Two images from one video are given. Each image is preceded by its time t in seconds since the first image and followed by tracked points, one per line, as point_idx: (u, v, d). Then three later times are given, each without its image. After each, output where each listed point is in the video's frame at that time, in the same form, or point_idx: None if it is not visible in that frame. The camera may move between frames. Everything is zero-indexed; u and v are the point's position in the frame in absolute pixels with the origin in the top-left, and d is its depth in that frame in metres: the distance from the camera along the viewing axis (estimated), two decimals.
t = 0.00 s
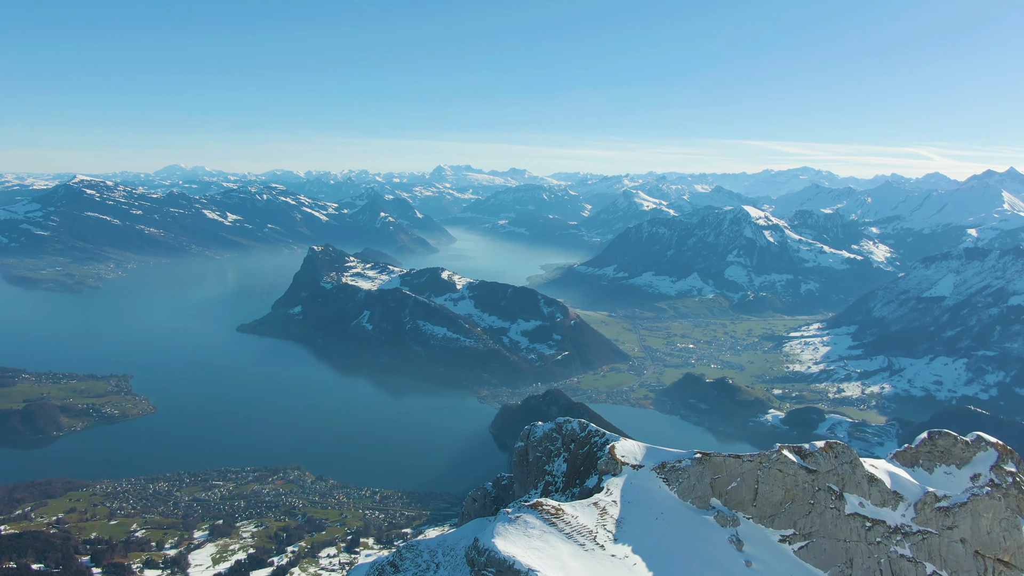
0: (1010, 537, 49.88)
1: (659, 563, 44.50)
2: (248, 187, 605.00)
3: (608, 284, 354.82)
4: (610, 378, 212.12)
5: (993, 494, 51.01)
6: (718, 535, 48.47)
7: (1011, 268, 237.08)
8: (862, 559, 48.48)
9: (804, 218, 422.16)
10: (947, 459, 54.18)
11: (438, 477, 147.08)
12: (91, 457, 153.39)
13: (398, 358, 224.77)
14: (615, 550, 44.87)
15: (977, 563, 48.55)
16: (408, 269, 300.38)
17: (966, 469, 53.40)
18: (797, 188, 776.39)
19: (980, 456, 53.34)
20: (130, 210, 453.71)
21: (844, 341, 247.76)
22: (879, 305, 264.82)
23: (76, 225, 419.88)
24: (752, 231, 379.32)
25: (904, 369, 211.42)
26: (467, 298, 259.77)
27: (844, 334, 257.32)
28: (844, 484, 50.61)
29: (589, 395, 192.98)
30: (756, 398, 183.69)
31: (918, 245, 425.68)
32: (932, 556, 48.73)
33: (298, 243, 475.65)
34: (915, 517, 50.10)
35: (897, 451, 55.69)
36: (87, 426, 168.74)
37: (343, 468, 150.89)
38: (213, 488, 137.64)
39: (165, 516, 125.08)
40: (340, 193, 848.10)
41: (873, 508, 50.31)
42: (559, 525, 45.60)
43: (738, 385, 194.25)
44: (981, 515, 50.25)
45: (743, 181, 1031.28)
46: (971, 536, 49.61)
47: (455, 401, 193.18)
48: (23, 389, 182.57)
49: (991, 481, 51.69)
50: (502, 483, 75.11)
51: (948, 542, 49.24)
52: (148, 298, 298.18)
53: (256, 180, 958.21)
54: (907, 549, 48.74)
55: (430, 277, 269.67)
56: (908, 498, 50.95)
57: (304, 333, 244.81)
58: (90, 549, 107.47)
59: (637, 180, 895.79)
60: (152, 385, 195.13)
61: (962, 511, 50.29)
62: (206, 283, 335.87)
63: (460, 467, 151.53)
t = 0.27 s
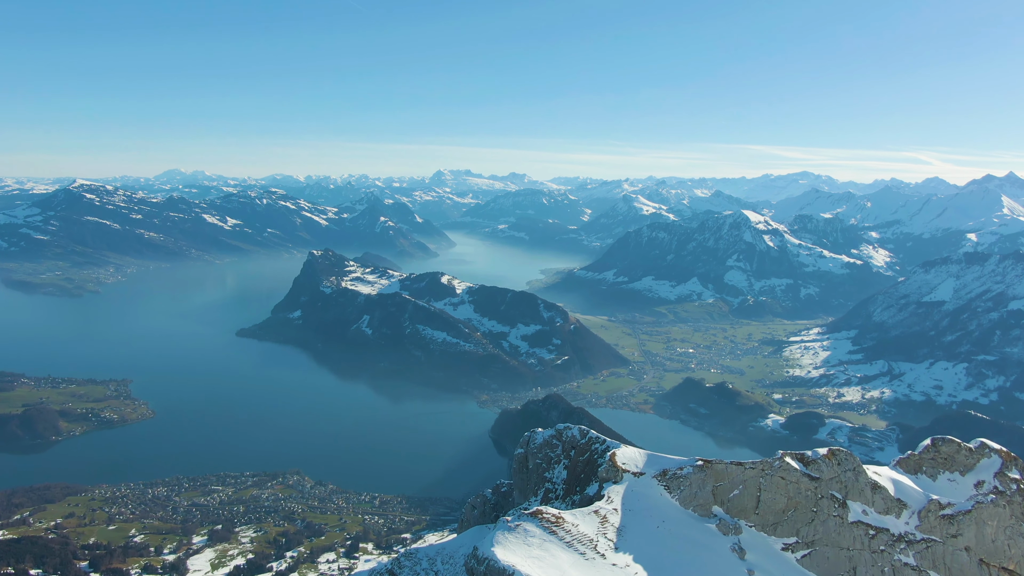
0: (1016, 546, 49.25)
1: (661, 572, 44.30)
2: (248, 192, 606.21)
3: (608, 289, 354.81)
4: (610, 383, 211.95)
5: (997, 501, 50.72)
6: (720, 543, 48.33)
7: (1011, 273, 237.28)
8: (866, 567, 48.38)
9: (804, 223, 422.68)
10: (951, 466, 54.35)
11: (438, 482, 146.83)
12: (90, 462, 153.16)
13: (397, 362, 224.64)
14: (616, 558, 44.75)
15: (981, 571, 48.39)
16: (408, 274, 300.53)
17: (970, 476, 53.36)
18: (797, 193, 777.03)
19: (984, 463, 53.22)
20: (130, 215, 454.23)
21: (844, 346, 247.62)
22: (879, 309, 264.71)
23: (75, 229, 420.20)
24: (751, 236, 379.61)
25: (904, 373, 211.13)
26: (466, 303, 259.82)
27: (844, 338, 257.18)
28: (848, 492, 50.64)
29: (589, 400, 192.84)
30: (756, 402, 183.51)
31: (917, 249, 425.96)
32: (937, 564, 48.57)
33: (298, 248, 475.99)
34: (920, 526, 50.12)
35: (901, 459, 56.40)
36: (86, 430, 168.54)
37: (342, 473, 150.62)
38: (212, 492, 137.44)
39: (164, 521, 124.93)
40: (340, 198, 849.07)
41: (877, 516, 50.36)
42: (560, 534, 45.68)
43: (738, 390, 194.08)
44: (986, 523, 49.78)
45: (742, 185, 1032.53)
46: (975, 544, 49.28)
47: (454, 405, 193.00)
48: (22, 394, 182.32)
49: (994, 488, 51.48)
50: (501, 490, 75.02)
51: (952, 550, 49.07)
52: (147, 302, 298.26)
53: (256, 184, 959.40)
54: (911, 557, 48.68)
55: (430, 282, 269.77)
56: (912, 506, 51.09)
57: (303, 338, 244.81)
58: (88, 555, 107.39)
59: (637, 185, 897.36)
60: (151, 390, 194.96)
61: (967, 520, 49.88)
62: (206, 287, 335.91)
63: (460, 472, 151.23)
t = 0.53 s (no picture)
0: (1020, 553, 50.35)
1: None
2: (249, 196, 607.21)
3: (608, 293, 354.94)
4: (610, 387, 211.81)
5: (1001, 509, 51.58)
6: (722, 551, 48.03)
7: (1011, 278, 237.38)
8: None
9: (803, 227, 423.22)
10: (954, 473, 55.15)
11: (437, 487, 146.54)
12: (89, 467, 152.84)
13: (397, 367, 224.42)
14: (616, 568, 44.62)
15: None
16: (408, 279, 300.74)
17: (974, 483, 54.13)
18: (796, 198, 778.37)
19: (988, 471, 54.08)
20: (130, 219, 454.49)
21: (844, 350, 247.52)
22: (878, 314, 264.74)
23: (75, 233, 420.36)
24: (751, 241, 380.00)
25: (904, 378, 210.95)
26: (466, 307, 259.86)
27: (844, 343, 257.06)
28: (850, 499, 50.83)
29: (588, 405, 192.65)
30: (756, 407, 183.19)
31: (917, 254, 426.21)
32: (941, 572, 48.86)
33: (298, 252, 476.23)
34: (924, 534, 50.44)
35: (904, 466, 56.97)
36: (85, 435, 168.20)
37: (342, 477, 150.34)
38: (211, 498, 137.23)
39: (163, 526, 124.64)
40: (340, 202, 849.93)
41: (880, 523, 50.53)
42: (560, 543, 45.54)
43: (738, 394, 193.85)
44: (991, 530, 50.60)
45: (742, 190, 1034.08)
46: (980, 551, 50.06)
47: (454, 410, 192.74)
48: (21, 398, 182.03)
49: (999, 496, 52.39)
50: (501, 497, 74.96)
51: (957, 559, 49.65)
52: (147, 307, 298.21)
53: (255, 189, 960.18)
54: (915, 566, 48.83)
55: (430, 286, 269.84)
56: (916, 513, 51.42)
57: (303, 342, 244.62)
58: (87, 560, 107.24)
59: (637, 190, 898.45)
60: (150, 395, 194.71)
61: (972, 528, 50.66)
62: (205, 292, 335.80)
63: (460, 476, 150.85)
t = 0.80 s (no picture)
0: None
1: None
2: (248, 201, 608.71)
3: (608, 298, 354.91)
4: (610, 392, 211.60)
5: (1006, 516, 51.91)
6: (723, 560, 47.79)
7: (1010, 282, 237.44)
8: None
9: (803, 232, 423.67)
10: (958, 480, 55.19)
11: (437, 492, 146.20)
12: (88, 472, 152.44)
13: (396, 371, 224.24)
14: None
15: None
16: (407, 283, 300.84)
17: (977, 490, 54.36)
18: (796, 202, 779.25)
19: (992, 477, 54.39)
20: (130, 223, 454.77)
21: (844, 355, 247.38)
22: (878, 318, 264.74)
23: (75, 238, 420.60)
24: (751, 245, 380.30)
25: (904, 382, 210.64)
26: (465, 312, 259.90)
27: (843, 347, 256.94)
28: (854, 507, 50.71)
29: (588, 409, 192.39)
30: (756, 412, 182.90)
31: (917, 258, 426.37)
32: None
33: (297, 256, 476.35)
34: (928, 541, 50.68)
35: (908, 472, 56.92)
36: (84, 440, 167.86)
37: (341, 482, 149.98)
38: (210, 502, 136.92)
39: (162, 532, 124.31)
40: (339, 207, 850.18)
41: (884, 531, 50.62)
42: (561, 551, 45.54)
43: (738, 399, 193.55)
44: (995, 538, 50.93)
45: (741, 195, 1035.31)
46: (985, 559, 50.25)
47: (453, 415, 192.45)
48: (20, 403, 181.68)
49: (1003, 503, 52.74)
50: (500, 504, 74.99)
51: (961, 566, 50.00)
52: (146, 311, 298.17)
53: (255, 193, 960.69)
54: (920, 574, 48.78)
55: (429, 291, 269.94)
56: (920, 521, 51.74)
57: (302, 347, 244.44)
58: (85, 565, 106.98)
59: (637, 194, 899.71)
60: (149, 399, 194.37)
61: (976, 535, 50.96)
62: (205, 296, 335.65)
63: (459, 481, 150.57)
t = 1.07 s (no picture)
0: None
1: None
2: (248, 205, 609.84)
3: (607, 302, 355.03)
4: (610, 396, 211.50)
5: (1010, 524, 52.02)
6: (727, 568, 47.48)
7: (1010, 287, 237.40)
8: None
9: (802, 236, 424.39)
10: (962, 487, 55.09)
11: (436, 496, 145.89)
12: (87, 477, 152.15)
13: (396, 376, 224.13)
14: None
15: None
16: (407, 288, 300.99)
17: (981, 497, 54.40)
18: (795, 207, 780.19)
19: (995, 484, 54.66)
20: (129, 228, 455.26)
21: (844, 359, 247.24)
22: (878, 323, 264.74)
23: (75, 242, 421.30)
24: (750, 249, 380.65)
25: (904, 387, 210.43)
26: (465, 316, 259.90)
27: (843, 352, 256.93)
28: (857, 514, 50.60)
29: (588, 414, 192.12)
30: (756, 416, 182.59)
31: (916, 263, 426.70)
32: None
33: (297, 261, 477.03)
34: (932, 549, 50.48)
35: (911, 479, 56.33)
36: (83, 444, 167.68)
37: (340, 487, 149.73)
38: (209, 507, 136.66)
39: (160, 536, 124.16)
40: (339, 211, 850.84)
41: (887, 538, 50.44)
42: (561, 560, 45.57)
43: (738, 403, 193.25)
44: (1000, 546, 50.94)
45: (741, 199, 1037.03)
46: (989, 567, 50.33)
47: (453, 419, 192.11)
48: (19, 408, 181.53)
49: (1007, 511, 52.86)
50: (500, 511, 74.96)
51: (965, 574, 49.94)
52: (146, 315, 298.29)
53: (256, 197, 962.07)
54: None
55: (429, 295, 269.98)
56: (924, 528, 51.48)
57: (301, 351, 244.38)
58: (84, 571, 106.91)
59: (636, 199, 900.75)
60: (148, 404, 194.30)
61: (981, 543, 50.87)
62: (204, 301, 335.73)
63: (459, 486, 150.27)
